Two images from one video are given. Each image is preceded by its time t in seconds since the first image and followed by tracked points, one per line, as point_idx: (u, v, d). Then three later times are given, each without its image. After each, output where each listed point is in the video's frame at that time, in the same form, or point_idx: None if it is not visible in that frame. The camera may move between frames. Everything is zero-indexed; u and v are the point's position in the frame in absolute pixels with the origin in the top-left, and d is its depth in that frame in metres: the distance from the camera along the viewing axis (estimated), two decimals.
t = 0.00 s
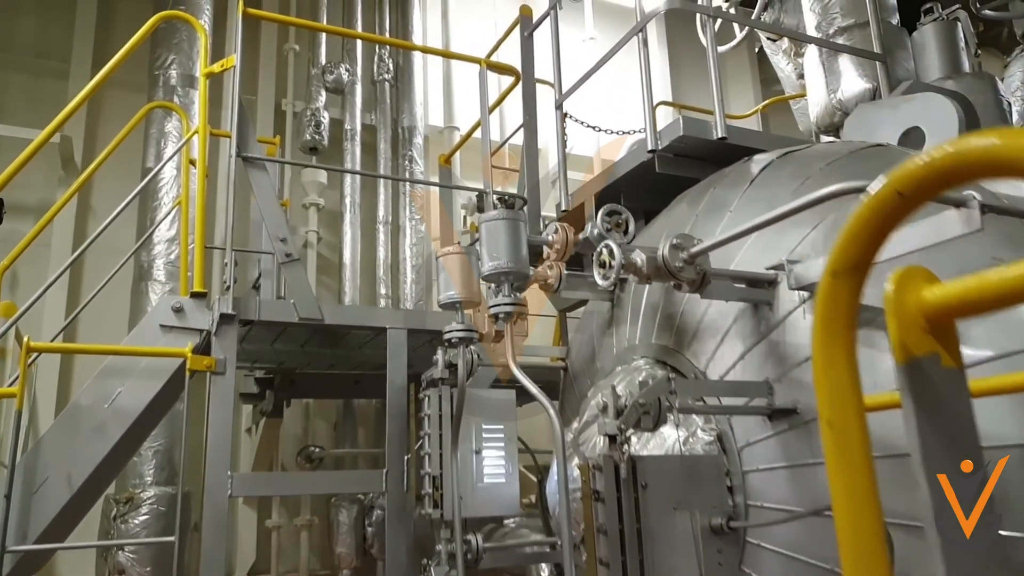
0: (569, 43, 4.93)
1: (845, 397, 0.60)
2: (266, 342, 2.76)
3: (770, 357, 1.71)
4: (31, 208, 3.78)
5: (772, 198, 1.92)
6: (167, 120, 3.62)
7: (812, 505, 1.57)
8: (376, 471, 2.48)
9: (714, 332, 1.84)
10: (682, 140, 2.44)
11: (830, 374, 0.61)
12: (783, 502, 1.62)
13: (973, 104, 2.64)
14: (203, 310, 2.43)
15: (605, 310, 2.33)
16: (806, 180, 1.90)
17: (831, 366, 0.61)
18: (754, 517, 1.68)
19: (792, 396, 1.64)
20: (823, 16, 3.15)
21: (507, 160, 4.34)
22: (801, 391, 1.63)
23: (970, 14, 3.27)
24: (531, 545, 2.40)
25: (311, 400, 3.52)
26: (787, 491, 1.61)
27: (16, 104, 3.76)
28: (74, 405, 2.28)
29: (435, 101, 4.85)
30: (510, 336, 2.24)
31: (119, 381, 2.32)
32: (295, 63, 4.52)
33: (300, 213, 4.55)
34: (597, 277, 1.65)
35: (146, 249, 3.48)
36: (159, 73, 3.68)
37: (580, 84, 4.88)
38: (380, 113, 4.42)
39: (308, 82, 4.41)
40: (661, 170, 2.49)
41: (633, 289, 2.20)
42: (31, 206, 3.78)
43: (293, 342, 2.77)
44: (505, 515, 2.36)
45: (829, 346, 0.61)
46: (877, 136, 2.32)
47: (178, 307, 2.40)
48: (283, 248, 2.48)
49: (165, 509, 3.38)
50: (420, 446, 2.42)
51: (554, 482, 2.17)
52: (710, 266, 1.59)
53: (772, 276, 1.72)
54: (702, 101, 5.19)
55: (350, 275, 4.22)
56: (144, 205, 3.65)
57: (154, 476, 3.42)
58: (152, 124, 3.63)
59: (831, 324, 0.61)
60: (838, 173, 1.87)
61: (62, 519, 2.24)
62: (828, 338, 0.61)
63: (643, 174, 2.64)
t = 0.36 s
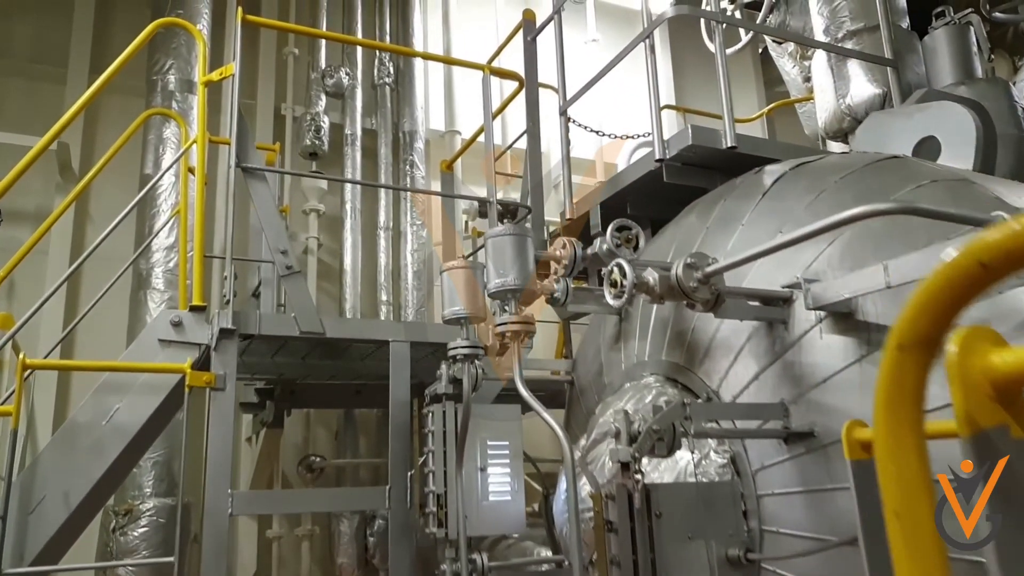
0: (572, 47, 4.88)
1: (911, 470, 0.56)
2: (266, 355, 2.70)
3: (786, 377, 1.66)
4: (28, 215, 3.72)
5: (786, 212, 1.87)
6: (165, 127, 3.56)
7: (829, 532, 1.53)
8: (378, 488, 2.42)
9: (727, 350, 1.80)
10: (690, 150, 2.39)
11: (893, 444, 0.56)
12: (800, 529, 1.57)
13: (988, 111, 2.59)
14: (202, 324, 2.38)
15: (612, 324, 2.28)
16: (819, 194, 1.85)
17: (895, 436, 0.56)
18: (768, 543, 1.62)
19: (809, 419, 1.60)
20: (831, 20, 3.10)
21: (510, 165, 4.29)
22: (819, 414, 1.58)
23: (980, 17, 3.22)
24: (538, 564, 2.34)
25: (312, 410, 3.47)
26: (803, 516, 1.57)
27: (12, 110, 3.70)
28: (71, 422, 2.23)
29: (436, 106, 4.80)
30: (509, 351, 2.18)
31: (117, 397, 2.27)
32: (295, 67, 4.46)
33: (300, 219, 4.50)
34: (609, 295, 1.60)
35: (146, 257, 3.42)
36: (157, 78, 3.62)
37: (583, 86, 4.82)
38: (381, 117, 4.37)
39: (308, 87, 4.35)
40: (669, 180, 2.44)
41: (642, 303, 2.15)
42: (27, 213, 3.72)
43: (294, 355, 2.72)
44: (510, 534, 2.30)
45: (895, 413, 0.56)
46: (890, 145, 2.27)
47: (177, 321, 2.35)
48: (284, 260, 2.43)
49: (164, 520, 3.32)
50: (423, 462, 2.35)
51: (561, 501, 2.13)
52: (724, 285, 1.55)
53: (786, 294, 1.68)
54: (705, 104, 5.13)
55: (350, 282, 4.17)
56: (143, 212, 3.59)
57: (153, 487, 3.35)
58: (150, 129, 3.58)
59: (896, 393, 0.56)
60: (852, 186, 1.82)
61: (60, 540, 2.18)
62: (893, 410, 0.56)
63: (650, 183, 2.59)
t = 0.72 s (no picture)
0: (574, 41, 4.83)
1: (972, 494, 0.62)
2: (267, 356, 2.67)
3: (800, 384, 1.62)
4: (25, 212, 3.67)
5: (798, 213, 1.83)
6: (162, 123, 3.51)
7: (844, 542, 1.50)
8: (381, 491, 2.39)
9: (738, 355, 1.76)
10: (698, 148, 2.34)
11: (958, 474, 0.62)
12: (814, 538, 1.54)
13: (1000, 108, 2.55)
14: (202, 326, 2.35)
15: (619, 326, 2.24)
16: (832, 195, 1.81)
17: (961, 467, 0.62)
18: (782, 553, 1.59)
19: (823, 427, 1.57)
20: (839, 15, 3.05)
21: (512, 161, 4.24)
22: (833, 421, 1.55)
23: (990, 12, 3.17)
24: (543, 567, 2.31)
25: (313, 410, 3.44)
26: (817, 526, 1.53)
27: (9, 106, 3.65)
28: (70, 426, 2.19)
29: (437, 101, 4.75)
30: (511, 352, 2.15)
31: (117, 401, 2.23)
32: (294, 62, 4.40)
33: (299, 216, 4.46)
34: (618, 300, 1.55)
35: (145, 255, 3.37)
36: (155, 73, 3.57)
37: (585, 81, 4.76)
38: (381, 112, 4.31)
39: (308, 82, 4.30)
40: (676, 178, 2.40)
41: (649, 305, 2.12)
42: (24, 210, 3.67)
43: (295, 356, 2.68)
44: (515, 538, 2.27)
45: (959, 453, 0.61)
46: (902, 143, 2.23)
47: (176, 323, 2.31)
48: (285, 261, 2.39)
49: (165, 520, 3.27)
50: (427, 465, 2.32)
51: (567, 505, 2.08)
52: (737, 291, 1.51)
53: (800, 299, 1.64)
54: (708, 99, 5.08)
55: (352, 279, 4.13)
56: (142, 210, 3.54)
57: (153, 487, 3.31)
58: (148, 126, 3.53)
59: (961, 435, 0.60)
60: (867, 187, 1.78)
61: (59, 545, 2.15)
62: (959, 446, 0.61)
63: (656, 182, 2.55)
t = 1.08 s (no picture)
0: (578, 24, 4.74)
1: None
2: (269, 347, 2.62)
3: (818, 381, 1.58)
4: (22, 199, 3.61)
5: (815, 204, 1.78)
6: (159, 108, 3.44)
7: (864, 544, 1.46)
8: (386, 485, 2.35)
9: (754, 350, 1.72)
10: (710, 135, 2.28)
11: None
12: (833, 540, 1.50)
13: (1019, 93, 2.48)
14: (202, 318, 2.29)
15: (629, 318, 2.19)
16: (851, 185, 1.75)
17: None
18: (799, 555, 1.55)
19: (843, 426, 1.52)
20: None
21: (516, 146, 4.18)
22: (853, 420, 1.51)
23: None
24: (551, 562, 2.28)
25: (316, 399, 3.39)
26: (836, 527, 1.49)
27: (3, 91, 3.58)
28: (68, 421, 2.14)
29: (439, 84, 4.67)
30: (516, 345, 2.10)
31: (116, 394, 2.19)
32: (293, 45, 4.32)
33: (300, 202, 4.39)
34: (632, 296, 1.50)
35: (143, 243, 3.30)
36: (151, 57, 3.50)
37: (590, 64, 4.67)
38: (382, 96, 4.24)
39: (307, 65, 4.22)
40: (687, 166, 2.34)
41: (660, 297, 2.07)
42: (20, 197, 3.61)
43: (297, 347, 2.63)
44: (522, 533, 2.24)
45: None
46: (920, 130, 2.17)
47: (176, 315, 2.26)
48: (286, 251, 2.34)
49: (166, 510, 3.21)
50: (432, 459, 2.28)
51: (575, 500, 2.04)
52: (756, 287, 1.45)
53: (819, 294, 1.59)
54: (713, 83, 5.00)
55: (353, 266, 4.07)
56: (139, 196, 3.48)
57: (154, 477, 3.26)
58: (145, 111, 3.46)
59: None
60: (887, 177, 1.72)
61: (58, 542, 2.10)
62: None
63: (666, 169, 2.49)
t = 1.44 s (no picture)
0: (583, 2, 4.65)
1: None
2: (272, 332, 2.58)
3: (836, 371, 1.54)
4: (18, 180, 3.55)
5: (833, 188, 1.73)
6: (158, 87, 3.37)
7: (882, 538, 1.43)
8: (391, 472, 2.32)
9: (768, 339, 1.68)
10: (722, 116, 2.23)
11: None
12: (849, 532, 1.47)
13: None
14: (203, 303, 2.25)
15: (638, 303, 2.15)
16: (870, 169, 1.71)
17: None
18: (814, 548, 1.52)
19: (861, 417, 1.49)
20: None
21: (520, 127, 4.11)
22: (872, 411, 1.47)
23: None
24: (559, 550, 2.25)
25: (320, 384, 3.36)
26: (854, 521, 1.46)
27: None
28: (68, 408, 2.11)
29: (442, 63, 4.59)
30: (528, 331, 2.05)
31: (116, 381, 2.15)
32: (293, 22, 4.24)
33: (301, 183, 4.34)
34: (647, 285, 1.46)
35: (142, 225, 3.25)
36: (149, 35, 3.42)
37: (595, 43, 4.59)
38: (383, 75, 4.16)
39: (308, 44, 4.14)
40: (697, 148, 2.29)
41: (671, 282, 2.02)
42: (17, 178, 3.55)
43: (300, 332, 2.60)
44: (529, 521, 2.21)
45: None
46: (938, 112, 2.12)
47: (176, 300, 2.22)
48: (288, 235, 2.29)
49: (169, 494, 3.15)
50: (438, 447, 2.25)
51: (583, 489, 2.01)
52: (772, 275, 1.42)
53: (837, 282, 1.55)
54: (719, 62, 4.91)
55: (355, 248, 4.01)
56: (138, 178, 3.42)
57: (156, 461, 3.20)
58: (143, 91, 3.40)
59: None
60: (908, 161, 1.68)
61: (60, 531, 2.07)
62: None
63: (675, 151, 2.44)
